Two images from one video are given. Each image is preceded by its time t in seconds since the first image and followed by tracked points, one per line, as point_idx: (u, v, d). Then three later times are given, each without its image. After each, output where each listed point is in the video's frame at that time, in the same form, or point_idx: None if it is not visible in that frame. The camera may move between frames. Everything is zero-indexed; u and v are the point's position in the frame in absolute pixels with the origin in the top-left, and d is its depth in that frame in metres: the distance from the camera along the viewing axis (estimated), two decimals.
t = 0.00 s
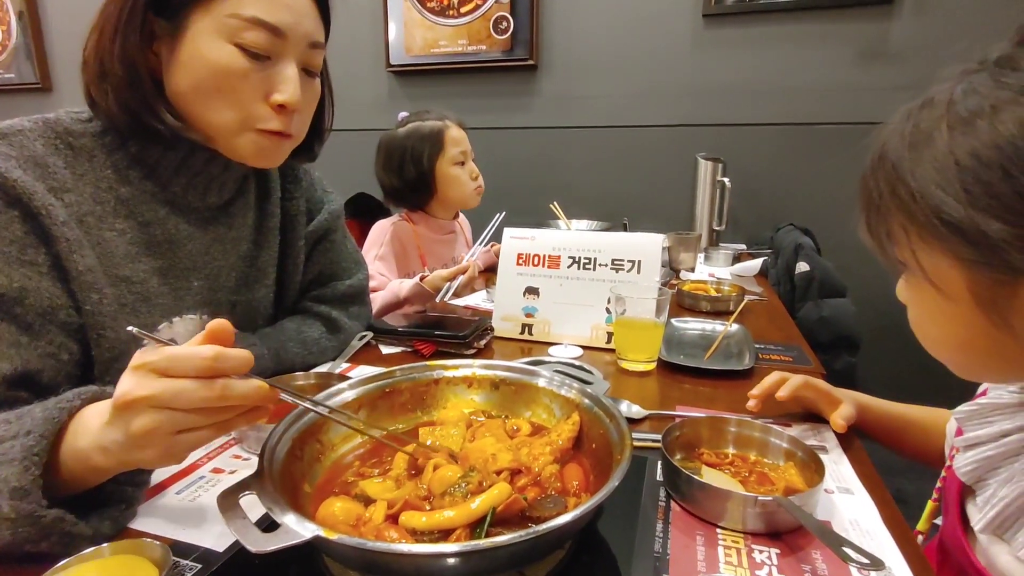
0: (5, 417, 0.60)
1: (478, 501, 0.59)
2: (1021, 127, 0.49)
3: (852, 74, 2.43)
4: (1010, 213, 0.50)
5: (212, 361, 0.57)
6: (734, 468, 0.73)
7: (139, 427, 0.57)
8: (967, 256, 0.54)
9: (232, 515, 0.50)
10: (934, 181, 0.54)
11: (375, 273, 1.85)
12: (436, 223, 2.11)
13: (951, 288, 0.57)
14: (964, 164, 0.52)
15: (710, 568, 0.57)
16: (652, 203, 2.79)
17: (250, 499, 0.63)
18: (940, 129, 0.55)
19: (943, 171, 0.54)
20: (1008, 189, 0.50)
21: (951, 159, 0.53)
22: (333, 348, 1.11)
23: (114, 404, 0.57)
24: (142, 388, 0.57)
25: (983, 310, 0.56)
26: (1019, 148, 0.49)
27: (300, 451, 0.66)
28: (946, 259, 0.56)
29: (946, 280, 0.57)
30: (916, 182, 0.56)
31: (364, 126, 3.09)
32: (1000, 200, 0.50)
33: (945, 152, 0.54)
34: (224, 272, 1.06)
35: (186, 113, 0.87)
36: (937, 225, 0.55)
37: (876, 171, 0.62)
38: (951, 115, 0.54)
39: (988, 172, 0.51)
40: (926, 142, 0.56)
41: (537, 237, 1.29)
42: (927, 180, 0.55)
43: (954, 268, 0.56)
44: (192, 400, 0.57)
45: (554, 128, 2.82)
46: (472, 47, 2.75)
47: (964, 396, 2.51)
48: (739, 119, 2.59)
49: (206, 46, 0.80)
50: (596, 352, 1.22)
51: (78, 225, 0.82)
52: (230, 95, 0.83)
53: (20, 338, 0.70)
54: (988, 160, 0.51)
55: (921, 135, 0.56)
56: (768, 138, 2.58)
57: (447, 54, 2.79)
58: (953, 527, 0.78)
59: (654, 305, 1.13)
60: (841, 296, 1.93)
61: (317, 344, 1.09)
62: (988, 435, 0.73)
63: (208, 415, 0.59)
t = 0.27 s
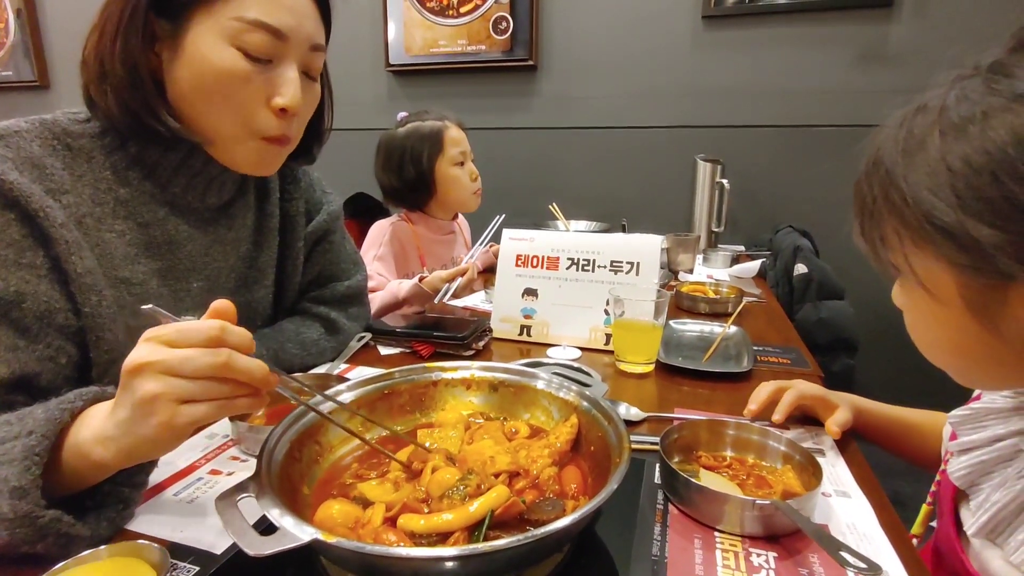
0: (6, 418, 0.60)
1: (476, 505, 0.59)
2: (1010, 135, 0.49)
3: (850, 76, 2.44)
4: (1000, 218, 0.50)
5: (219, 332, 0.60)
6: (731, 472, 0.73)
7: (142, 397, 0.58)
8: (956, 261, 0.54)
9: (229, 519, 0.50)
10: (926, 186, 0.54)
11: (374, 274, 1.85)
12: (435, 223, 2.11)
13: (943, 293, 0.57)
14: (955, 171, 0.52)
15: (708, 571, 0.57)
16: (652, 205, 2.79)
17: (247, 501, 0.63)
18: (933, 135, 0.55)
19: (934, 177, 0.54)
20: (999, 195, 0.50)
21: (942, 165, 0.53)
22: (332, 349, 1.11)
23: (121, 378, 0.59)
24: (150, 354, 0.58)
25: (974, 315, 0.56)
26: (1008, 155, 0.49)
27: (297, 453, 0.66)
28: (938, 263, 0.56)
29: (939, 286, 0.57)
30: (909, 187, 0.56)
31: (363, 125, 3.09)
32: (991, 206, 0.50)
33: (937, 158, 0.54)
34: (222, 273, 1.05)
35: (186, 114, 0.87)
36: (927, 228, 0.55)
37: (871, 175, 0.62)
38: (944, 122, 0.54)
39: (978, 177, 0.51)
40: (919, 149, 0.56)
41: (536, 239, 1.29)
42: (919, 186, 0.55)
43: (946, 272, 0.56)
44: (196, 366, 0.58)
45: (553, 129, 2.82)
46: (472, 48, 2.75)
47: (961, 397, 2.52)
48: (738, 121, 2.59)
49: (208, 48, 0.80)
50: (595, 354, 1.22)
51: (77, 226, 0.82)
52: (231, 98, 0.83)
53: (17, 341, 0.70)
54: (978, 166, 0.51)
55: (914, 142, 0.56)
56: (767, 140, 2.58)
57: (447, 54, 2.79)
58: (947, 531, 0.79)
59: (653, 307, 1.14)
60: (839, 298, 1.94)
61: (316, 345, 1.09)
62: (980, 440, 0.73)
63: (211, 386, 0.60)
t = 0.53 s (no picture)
0: (18, 418, 0.60)
1: (476, 503, 0.59)
2: (1012, 136, 0.49)
3: (849, 77, 2.44)
4: (1000, 220, 0.50)
5: (252, 331, 0.62)
6: (731, 471, 0.73)
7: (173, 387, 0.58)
8: (955, 261, 0.54)
9: (229, 517, 0.50)
10: (928, 186, 0.54)
11: (373, 273, 1.85)
12: (434, 222, 2.11)
13: (944, 291, 0.57)
14: (957, 172, 0.52)
15: (707, 570, 0.57)
16: (651, 205, 2.80)
17: (248, 499, 0.63)
18: (935, 136, 0.55)
19: (935, 177, 0.54)
20: (1000, 197, 0.50)
21: (944, 166, 0.53)
22: (331, 347, 1.11)
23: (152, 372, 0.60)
24: (185, 346, 0.60)
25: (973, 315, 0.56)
26: (1009, 156, 0.49)
27: (297, 451, 0.66)
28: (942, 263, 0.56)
29: (940, 285, 0.57)
30: (911, 188, 0.56)
31: (362, 124, 3.08)
32: (993, 207, 0.50)
33: (939, 158, 0.54)
34: (222, 271, 1.05)
35: (186, 113, 0.86)
36: (927, 229, 0.55)
37: (873, 175, 0.62)
38: (948, 121, 0.54)
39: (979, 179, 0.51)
40: (921, 150, 0.56)
41: (535, 238, 1.29)
42: (920, 186, 0.55)
43: (947, 272, 0.56)
44: (228, 359, 0.59)
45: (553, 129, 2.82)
46: (471, 47, 2.75)
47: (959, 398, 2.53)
48: (738, 121, 2.60)
49: (208, 47, 0.80)
50: (594, 353, 1.22)
51: (76, 224, 0.82)
52: (231, 97, 0.82)
53: (13, 337, 0.70)
54: (980, 166, 0.51)
55: (916, 143, 0.57)
56: (766, 140, 2.58)
57: (446, 53, 2.79)
58: (947, 530, 0.79)
59: (652, 307, 1.14)
60: (838, 298, 1.94)
61: (315, 344, 1.09)
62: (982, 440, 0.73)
63: (239, 380, 0.60)
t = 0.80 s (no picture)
0: (7, 418, 0.60)
1: (475, 503, 0.59)
2: None
3: (849, 77, 2.44)
4: (1016, 219, 0.50)
5: (208, 340, 0.58)
6: (729, 471, 0.73)
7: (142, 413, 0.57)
8: (976, 264, 0.53)
9: (226, 517, 0.50)
10: (943, 185, 0.54)
11: (371, 272, 1.85)
12: (432, 222, 2.11)
13: (956, 290, 0.57)
14: (973, 169, 0.52)
15: (705, 571, 0.57)
16: (649, 204, 2.79)
17: (244, 499, 0.63)
18: (953, 133, 0.55)
19: (952, 175, 0.54)
20: (1015, 196, 0.50)
21: (961, 163, 0.53)
22: (328, 346, 1.11)
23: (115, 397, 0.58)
24: (142, 373, 0.57)
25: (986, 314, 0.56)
26: None
27: (295, 451, 0.66)
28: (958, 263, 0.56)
29: (957, 284, 0.57)
30: (925, 187, 0.56)
31: (361, 123, 3.08)
32: (1007, 205, 0.50)
33: (956, 156, 0.54)
34: (218, 269, 1.05)
35: (182, 112, 0.86)
36: (943, 229, 0.55)
37: (887, 174, 0.62)
38: (964, 120, 0.54)
39: (996, 178, 0.50)
40: (938, 145, 0.56)
41: (534, 237, 1.29)
42: (935, 185, 0.55)
43: (961, 271, 0.56)
44: (194, 375, 0.57)
45: (551, 128, 2.82)
46: (470, 46, 2.74)
47: (956, 398, 2.53)
48: (736, 121, 2.60)
49: (206, 46, 0.79)
50: (592, 353, 1.22)
51: (71, 222, 0.81)
52: (229, 96, 0.82)
53: (6, 335, 0.70)
54: (996, 165, 0.51)
55: (933, 139, 0.56)
56: (765, 140, 2.58)
57: (445, 52, 2.79)
58: (950, 529, 0.79)
59: (651, 307, 1.13)
60: (836, 299, 1.94)
61: (313, 343, 1.09)
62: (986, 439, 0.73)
63: (211, 392, 0.59)
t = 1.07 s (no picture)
0: (10, 418, 0.60)
1: (472, 502, 0.59)
2: None
3: (847, 77, 2.44)
4: None
5: (227, 339, 0.59)
6: (727, 471, 0.73)
7: (151, 407, 0.57)
8: (988, 262, 0.53)
9: (224, 517, 0.50)
10: (954, 184, 0.54)
11: (369, 271, 1.85)
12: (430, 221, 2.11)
13: (965, 289, 0.56)
14: (985, 166, 0.52)
15: (704, 570, 0.57)
16: (647, 204, 2.80)
17: (243, 498, 0.63)
18: (963, 132, 0.54)
19: (965, 174, 0.53)
20: None
21: (972, 162, 0.53)
22: (326, 346, 1.11)
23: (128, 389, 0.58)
24: (159, 364, 0.57)
25: (996, 313, 0.55)
26: None
27: (293, 451, 0.66)
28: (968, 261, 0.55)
29: (967, 283, 0.56)
30: (935, 185, 0.56)
31: (359, 122, 3.08)
32: (1017, 202, 0.50)
33: (967, 153, 0.53)
34: (215, 269, 1.05)
35: (180, 112, 0.86)
36: (956, 229, 0.54)
37: (896, 172, 0.61)
38: (975, 118, 0.54)
39: (1009, 175, 0.50)
40: (950, 143, 0.55)
41: (533, 237, 1.29)
42: (946, 183, 0.55)
43: (971, 270, 0.55)
44: (208, 372, 0.57)
45: (550, 127, 2.82)
46: (469, 45, 2.74)
47: (953, 398, 2.54)
48: (735, 121, 2.60)
49: (203, 46, 0.79)
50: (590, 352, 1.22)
51: (68, 221, 0.81)
52: (226, 97, 0.82)
53: (3, 334, 0.70)
54: (1009, 162, 0.50)
55: (943, 138, 0.56)
56: (764, 140, 2.59)
57: (444, 51, 2.79)
58: (952, 527, 0.79)
59: (649, 306, 1.14)
60: (834, 298, 1.95)
61: (311, 342, 1.09)
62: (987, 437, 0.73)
63: (221, 391, 0.58)
